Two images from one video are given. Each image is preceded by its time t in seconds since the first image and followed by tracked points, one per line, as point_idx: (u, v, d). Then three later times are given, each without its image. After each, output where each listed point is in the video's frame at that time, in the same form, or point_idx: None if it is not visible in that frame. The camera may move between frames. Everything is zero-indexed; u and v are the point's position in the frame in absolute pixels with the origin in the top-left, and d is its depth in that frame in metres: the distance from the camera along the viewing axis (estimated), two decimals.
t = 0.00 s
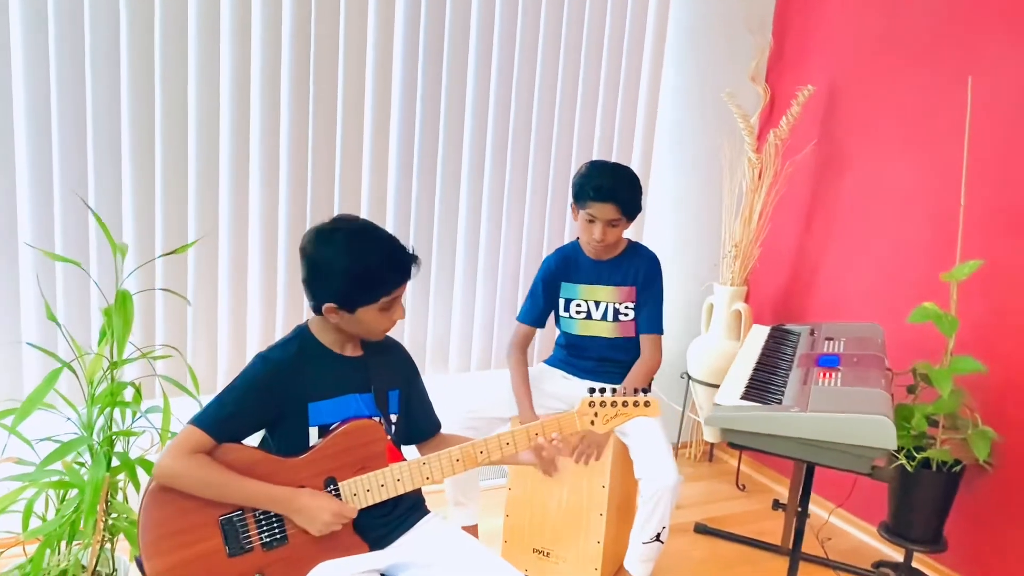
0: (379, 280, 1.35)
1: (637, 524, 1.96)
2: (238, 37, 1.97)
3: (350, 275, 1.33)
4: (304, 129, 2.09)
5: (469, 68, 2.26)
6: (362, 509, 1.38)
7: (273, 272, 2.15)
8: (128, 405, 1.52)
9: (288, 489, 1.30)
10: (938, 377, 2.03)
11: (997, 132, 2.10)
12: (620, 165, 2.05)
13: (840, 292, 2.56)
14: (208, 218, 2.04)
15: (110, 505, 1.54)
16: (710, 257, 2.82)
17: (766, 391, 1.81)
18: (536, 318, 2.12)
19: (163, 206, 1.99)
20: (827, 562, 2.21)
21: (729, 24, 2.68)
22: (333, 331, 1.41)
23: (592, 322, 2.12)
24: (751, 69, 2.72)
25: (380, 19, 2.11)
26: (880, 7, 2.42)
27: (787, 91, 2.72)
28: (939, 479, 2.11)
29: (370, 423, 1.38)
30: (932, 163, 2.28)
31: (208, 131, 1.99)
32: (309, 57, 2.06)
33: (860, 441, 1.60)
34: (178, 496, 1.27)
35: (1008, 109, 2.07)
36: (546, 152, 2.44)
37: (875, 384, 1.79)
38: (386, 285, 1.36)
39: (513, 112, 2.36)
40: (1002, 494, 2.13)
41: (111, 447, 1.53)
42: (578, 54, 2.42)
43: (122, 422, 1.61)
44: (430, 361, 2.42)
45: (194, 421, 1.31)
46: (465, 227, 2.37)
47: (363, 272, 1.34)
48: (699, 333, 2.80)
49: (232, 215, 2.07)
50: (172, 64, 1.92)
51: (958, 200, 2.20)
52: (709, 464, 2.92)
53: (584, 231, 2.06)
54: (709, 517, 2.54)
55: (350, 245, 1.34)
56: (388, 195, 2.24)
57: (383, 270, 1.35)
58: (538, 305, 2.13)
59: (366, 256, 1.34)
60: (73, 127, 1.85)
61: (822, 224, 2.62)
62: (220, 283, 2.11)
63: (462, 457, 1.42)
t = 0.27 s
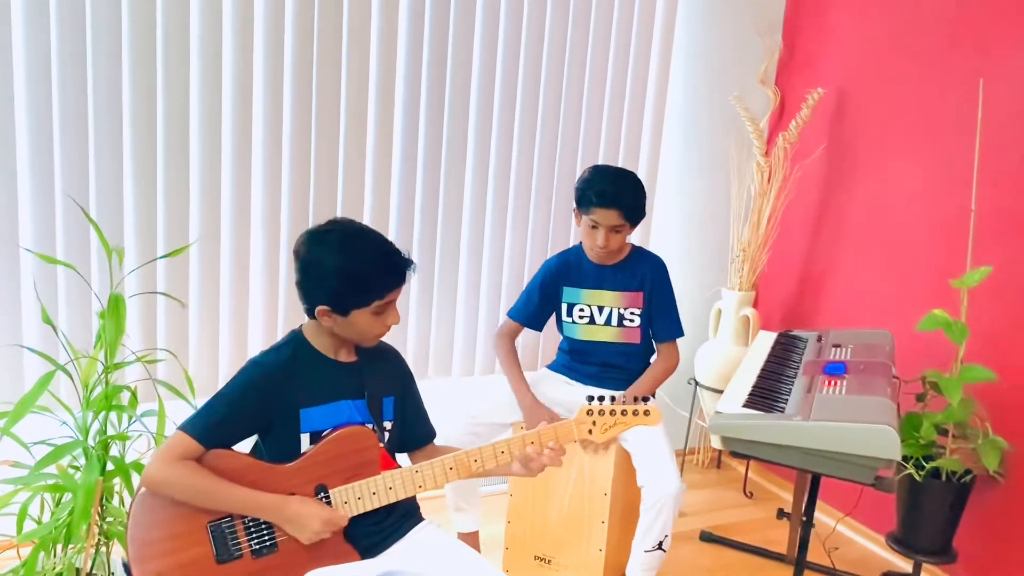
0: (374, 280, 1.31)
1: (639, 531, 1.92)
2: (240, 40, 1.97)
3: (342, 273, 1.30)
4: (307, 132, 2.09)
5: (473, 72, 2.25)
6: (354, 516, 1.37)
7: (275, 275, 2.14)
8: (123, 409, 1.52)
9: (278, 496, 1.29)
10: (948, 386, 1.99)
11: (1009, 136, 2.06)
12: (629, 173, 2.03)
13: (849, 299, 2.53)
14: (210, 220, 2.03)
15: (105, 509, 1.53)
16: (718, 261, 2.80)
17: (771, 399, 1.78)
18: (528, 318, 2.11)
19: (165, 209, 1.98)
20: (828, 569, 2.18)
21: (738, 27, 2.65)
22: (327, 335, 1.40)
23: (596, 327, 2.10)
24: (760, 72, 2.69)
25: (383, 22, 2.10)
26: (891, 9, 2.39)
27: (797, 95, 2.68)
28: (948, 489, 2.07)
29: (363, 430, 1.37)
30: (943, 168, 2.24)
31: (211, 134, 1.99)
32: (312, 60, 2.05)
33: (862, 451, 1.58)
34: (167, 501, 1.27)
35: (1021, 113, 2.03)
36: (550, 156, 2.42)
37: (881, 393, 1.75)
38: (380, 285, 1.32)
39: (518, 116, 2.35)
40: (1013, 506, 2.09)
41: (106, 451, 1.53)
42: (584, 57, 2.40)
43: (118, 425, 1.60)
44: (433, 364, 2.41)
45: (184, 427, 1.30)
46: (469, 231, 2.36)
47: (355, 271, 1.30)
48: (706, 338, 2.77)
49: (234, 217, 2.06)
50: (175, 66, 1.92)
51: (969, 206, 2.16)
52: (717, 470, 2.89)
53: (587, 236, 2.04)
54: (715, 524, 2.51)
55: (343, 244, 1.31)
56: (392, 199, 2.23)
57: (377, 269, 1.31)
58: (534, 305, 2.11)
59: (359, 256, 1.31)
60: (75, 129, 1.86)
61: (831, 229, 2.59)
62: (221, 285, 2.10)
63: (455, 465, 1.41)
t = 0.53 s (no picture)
0: (368, 277, 1.30)
1: (641, 535, 1.89)
2: (242, 38, 1.96)
3: (336, 271, 1.28)
4: (309, 131, 2.08)
5: (477, 70, 2.24)
6: (346, 518, 1.35)
7: (277, 274, 2.13)
8: (118, 407, 1.51)
9: (269, 499, 1.28)
10: (958, 390, 1.95)
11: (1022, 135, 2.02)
12: (630, 169, 1.98)
13: (859, 300, 2.49)
14: (212, 220, 2.03)
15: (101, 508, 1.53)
16: (726, 262, 2.77)
17: (775, 402, 1.75)
18: (546, 327, 2.07)
19: (167, 209, 1.98)
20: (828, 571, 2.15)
21: (747, 25, 2.62)
22: (322, 335, 1.37)
23: (599, 328, 2.07)
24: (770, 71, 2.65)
25: (387, 20, 2.09)
26: (902, 6, 2.35)
27: (808, 93, 2.65)
28: (958, 495, 2.03)
29: (357, 432, 1.35)
30: (954, 167, 2.20)
31: (212, 131, 1.98)
32: (315, 59, 2.04)
33: (865, 455, 1.55)
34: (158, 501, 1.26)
35: None
36: (556, 156, 2.40)
37: (887, 396, 1.72)
38: (375, 281, 1.30)
39: (523, 115, 2.33)
40: None
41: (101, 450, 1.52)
42: (590, 55, 2.38)
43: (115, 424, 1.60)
44: (437, 364, 2.40)
45: (175, 427, 1.28)
46: (473, 231, 2.34)
47: (349, 268, 1.29)
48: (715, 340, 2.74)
49: (236, 216, 2.06)
50: (177, 64, 1.91)
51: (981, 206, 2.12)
52: (725, 474, 2.85)
53: (592, 234, 2.00)
54: (721, 528, 2.48)
55: (336, 241, 1.30)
56: (395, 199, 2.22)
57: (371, 265, 1.30)
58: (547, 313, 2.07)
59: (352, 253, 1.29)
60: (77, 128, 1.86)
61: (842, 230, 2.55)
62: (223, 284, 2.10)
63: (449, 467, 1.38)
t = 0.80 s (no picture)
0: (362, 276, 1.29)
1: (642, 537, 1.88)
2: (245, 38, 1.97)
3: (330, 269, 1.28)
4: (312, 131, 2.08)
5: (481, 70, 2.23)
6: (340, 518, 1.34)
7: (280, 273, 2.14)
8: (116, 405, 1.51)
9: (261, 499, 1.27)
10: (965, 392, 1.93)
11: None
12: (633, 170, 1.97)
13: (867, 301, 2.47)
14: (215, 220, 2.03)
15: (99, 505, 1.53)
16: (733, 262, 2.74)
17: (777, 403, 1.73)
18: (533, 319, 2.06)
19: (170, 209, 1.99)
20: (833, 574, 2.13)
21: (755, 24, 2.60)
22: (317, 335, 1.37)
23: (602, 329, 2.06)
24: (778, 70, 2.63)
25: (391, 19, 2.09)
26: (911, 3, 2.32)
27: (816, 92, 2.63)
28: (966, 498, 2.01)
29: (351, 431, 1.34)
30: (963, 167, 2.18)
31: (215, 131, 1.98)
32: (318, 59, 2.04)
33: (866, 458, 1.52)
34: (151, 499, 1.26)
35: None
36: (560, 155, 2.39)
37: (890, 398, 1.70)
38: (369, 280, 1.29)
39: (528, 114, 2.32)
40: None
41: (99, 447, 1.53)
42: (595, 55, 2.37)
43: (113, 422, 1.60)
44: (441, 363, 2.40)
45: (168, 425, 1.28)
46: (477, 231, 2.34)
47: (343, 267, 1.28)
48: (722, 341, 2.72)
49: (239, 215, 2.06)
50: (180, 63, 1.92)
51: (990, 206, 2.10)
52: (732, 476, 2.83)
53: (594, 235, 1.99)
54: (727, 531, 2.46)
55: (330, 240, 1.29)
56: (398, 199, 2.22)
57: (365, 264, 1.29)
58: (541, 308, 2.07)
59: (347, 251, 1.29)
60: (80, 128, 1.87)
61: (850, 229, 2.53)
62: (227, 282, 2.10)
63: (444, 468, 1.36)
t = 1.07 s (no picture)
0: (369, 277, 1.29)
1: (651, 540, 1.87)
2: (257, 40, 1.98)
3: (337, 271, 1.29)
4: (323, 133, 2.09)
5: (492, 71, 2.23)
6: (346, 518, 1.35)
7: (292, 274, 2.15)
8: (127, 406, 1.53)
9: (268, 498, 1.28)
10: (979, 395, 1.91)
11: None
12: (644, 170, 1.97)
13: (880, 303, 2.45)
14: (227, 222, 2.04)
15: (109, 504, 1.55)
16: (745, 263, 2.73)
17: (786, 405, 1.72)
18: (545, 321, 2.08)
19: (182, 211, 2.00)
20: None
21: (768, 24, 2.59)
22: (325, 335, 1.38)
23: (612, 330, 2.06)
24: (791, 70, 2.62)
25: (401, 21, 2.10)
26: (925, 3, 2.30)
27: (829, 92, 2.61)
28: (979, 502, 1.99)
29: (358, 432, 1.35)
30: (977, 168, 2.16)
31: (227, 132, 2.00)
32: (328, 62, 2.05)
33: (875, 460, 1.51)
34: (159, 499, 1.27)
35: None
36: (571, 156, 2.39)
37: (902, 400, 1.69)
38: (377, 281, 1.30)
39: (538, 115, 2.32)
40: None
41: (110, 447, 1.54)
42: (606, 55, 2.36)
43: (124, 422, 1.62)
44: (452, 364, 2.40)
45: (176, 426, 1.29)
46: (487, 232, 2.34)
47: (351, 268, 1.29)
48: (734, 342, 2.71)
49: (251, 217, 2.07)
50: (192, 65, 1.93)
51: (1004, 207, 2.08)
52: (744, 477, 2.82)
53: (604, 236, 1.99)
54: (738, 533, 2.45)
55: (338, 242, 1.30)
56: (409, 200, 2.22)
57: (372, 266, 1.30)
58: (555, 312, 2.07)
59: (355, 253, 1.29)
60: (94, 131, 1.89)
61: (863, 231, 2.51)
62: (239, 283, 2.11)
63: (451, 469, 1.37)
